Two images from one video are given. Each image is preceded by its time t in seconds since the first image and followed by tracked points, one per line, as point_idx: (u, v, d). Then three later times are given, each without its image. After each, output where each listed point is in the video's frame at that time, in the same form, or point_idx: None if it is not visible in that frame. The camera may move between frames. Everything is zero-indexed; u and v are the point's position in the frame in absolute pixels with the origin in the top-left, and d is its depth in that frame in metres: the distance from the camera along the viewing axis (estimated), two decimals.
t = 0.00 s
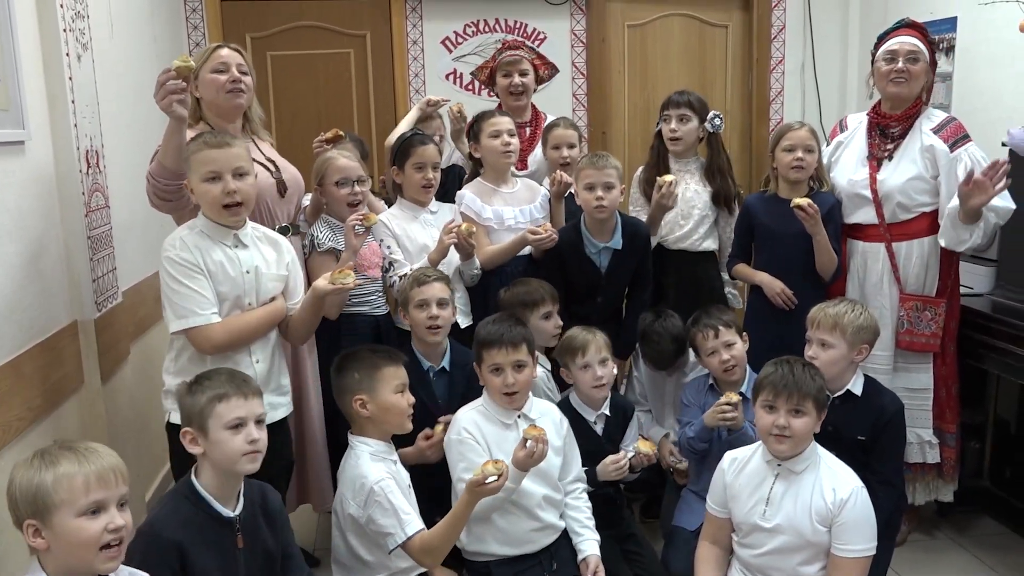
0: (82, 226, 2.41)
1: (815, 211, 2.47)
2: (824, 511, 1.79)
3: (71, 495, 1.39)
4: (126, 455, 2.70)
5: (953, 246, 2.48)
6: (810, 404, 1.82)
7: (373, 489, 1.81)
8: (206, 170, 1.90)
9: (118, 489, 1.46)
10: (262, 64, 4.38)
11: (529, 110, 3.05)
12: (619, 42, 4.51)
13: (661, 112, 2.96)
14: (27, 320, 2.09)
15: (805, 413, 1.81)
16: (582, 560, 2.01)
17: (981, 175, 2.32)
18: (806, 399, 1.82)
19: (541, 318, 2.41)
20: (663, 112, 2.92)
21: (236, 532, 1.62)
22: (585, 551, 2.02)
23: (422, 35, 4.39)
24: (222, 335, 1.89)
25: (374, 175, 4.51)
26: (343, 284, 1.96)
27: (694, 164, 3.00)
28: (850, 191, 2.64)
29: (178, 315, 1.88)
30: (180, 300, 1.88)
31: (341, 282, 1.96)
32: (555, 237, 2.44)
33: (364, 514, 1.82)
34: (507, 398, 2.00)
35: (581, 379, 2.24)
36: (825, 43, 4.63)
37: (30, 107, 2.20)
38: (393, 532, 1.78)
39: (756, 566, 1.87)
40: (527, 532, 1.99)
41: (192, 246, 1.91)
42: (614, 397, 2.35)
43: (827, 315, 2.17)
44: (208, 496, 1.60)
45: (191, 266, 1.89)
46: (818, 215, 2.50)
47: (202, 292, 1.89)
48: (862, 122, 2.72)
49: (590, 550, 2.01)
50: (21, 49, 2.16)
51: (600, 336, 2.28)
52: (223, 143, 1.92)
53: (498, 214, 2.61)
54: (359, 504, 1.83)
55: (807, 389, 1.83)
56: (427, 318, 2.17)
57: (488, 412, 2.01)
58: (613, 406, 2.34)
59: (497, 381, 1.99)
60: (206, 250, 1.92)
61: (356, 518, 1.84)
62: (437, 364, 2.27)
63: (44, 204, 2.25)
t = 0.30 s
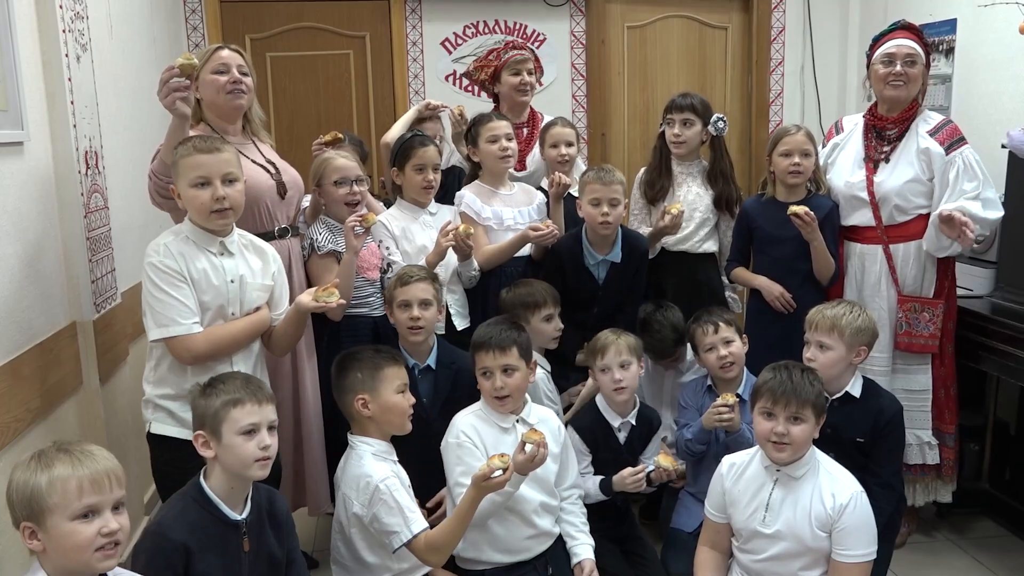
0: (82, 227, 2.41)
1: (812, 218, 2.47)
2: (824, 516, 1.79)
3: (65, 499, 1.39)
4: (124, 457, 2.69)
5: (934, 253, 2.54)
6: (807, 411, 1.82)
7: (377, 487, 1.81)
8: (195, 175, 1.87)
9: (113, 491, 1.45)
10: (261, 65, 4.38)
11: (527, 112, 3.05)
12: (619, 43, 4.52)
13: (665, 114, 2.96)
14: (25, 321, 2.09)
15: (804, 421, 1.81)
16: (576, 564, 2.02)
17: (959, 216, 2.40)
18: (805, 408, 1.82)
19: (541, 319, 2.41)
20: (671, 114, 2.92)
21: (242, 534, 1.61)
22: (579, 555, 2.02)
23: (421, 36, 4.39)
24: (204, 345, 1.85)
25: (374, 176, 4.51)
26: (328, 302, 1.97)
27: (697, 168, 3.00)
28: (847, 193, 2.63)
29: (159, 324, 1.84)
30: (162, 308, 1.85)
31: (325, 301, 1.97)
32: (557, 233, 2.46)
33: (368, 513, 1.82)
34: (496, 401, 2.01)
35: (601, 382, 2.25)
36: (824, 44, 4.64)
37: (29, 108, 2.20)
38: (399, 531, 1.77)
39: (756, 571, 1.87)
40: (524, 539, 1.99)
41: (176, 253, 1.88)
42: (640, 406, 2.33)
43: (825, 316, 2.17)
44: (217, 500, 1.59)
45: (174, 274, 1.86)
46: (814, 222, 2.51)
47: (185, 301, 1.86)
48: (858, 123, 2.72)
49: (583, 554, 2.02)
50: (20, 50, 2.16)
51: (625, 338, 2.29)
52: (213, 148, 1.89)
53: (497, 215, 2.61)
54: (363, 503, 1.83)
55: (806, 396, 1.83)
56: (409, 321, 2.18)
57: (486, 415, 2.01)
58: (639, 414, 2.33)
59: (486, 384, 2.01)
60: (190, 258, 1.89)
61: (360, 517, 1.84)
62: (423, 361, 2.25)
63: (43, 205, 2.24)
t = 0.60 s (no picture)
0: (80, 228, 2.40)
1: (808, 219, 2.48)
2: (824, 517, 1.79)
3: (70, 498, 1.39)
4: (122, 459, 2.69)
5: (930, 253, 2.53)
6: (804, 414, 1.81)
7: (379, 489, 1.80)
8: (181, 175, 1.85)
9: (117, 491, 1.44)
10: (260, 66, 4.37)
11: (525, 113, 3.05)
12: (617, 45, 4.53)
13: (665, 117, 2.96)
14: (23, 322, 2.08)
15: (802, 424, 1.81)
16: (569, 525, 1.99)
17: (958, 212, 2.40)
18: (802, 411, 1.81)
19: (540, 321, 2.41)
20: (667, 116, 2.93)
21: (243, 536, 1.60)
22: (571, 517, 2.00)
23: (420, 38, 4.39)
24: (200, 343, 1.84)
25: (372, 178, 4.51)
26: (318, 297, 1.94)
27: (696, 170, 3.00)
28: (843, 196, 2.64)
29: (152, 324, 1.83)
30: (153, 308, 1.84)
31: (314, 294, 1.94)
32: (557, 239, 2.46)
33: (368, 514, 1.81)
34: (521, 401, 1.99)
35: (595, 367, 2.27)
36: (822, 47, 4.65)
37: (27, 108, 2.20)
38: (399, 533, 1.77)
39: (756, 573, 1.87)
40: (530, 549, 2.00)
41: (163, 253, 1.87)
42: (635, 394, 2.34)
43: (824, 318, 2.17)
44: (218, 503, 1.59)
45: (163, 273, 1.85)
46: (810, 224, 2.52)
47: (176, 299, 1.85)
48: (854, 126, 2.73)
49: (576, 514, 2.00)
50: (19, 49, 2.16)
51: (624, 328, 2.30)
52: (199, 147, 1.87)
53: (496, 217, 2.61)
54: (363, 504, 1.82)
55: (803, 399, 1.82)
56: (404, 318, 2.16)
57: (505, 418, 2.00)
58: (634, 403, 2.33)
59: (513, 382, 1.99)
60: (178, 257, 1.88)
61: (359, 518, 1.83)
62: (416, 365, 2.23)
63: (41, 206, 2.23)
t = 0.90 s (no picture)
0: (78, 230, 2.40)
1: (805, 213, 2.47)
2: (824, 517, 1.79)
3: (62, 499, 1.38)
4: (121, 461, 2.68)
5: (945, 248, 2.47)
6: (805, 413, 1.81)
7: (380, 491, 1.80)
8: (181, 175, 1.84)
9: (109, 492, 1.44)
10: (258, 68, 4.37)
11: (524, 116, 3.05)
12: (616, 47, 4.54)
13: (663, 119, 2.96)
14: (21, 324, 2.08)
15: (802, 423, 1.81)
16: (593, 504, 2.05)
17: (978, 182, 2.36)
18: (804, 410, 1.81)
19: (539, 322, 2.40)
20: (664, 119, 2.93)
21: (240, 539, 1.60)
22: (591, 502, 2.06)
23: (419, 40, 4.39)
24: (200, 343, 1.84)
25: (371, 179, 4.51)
26: (307, 305, 1.95)
27: (694, 172, 3.00)
28: (841, 197, 2.64)
29: (149, 327, 1.82)
30: (150, 311, 1.82)
31: (304, 302, 1.95)
32: (553, 237, 2.45)
33: (368, 515, 1.81)
34: (547, 399, 1.98)
35: (583, 375, 2.25)
36: (821, 48, 4.64)
37: (26, 110, 2.20)
38: (398, 536, 1.77)
39: (756, 573, 1.86)
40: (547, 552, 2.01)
41: (155, 255, 1.85)
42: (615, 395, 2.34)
43: (822, 319, 2.17)
44: (214, 506, 1.58)
45: (157, 275, 1.83)
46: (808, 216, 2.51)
47: (171, 300, 1.84)
48: (851, 128, 2.73)
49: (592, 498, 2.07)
50: (18, 52, 2.16)
51: (606, 332, 2.28)
52: (197, 149, 1.88)
53: (495, 218, 2.61)
54: (364, 506, 1.82)
55: (805, 398, 1.82)
56: (403, 323, 2.16)
57: (528, 421, 1.99)
58: (614, 404, 2.33)
59: (540, 382, 1.97)
60: (171, 258, 1.87)
61: (359, 520, 1.83)
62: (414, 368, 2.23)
63: (39, 208, 2.24)
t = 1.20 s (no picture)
0: (79, 231, 2.40)
1: (803, 211, 2.46)
2: (826, 517, 1.79)
3: (64, 500, 1.38)
4: (121, 462, 2.68)
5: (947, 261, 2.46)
6: (807, 412, 1.81)
7: (384, 490, 1.80)
8: (206, 173, 1.86)
9: (111, 494, 1.44)
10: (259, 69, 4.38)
11: (525, 118, 3.05)
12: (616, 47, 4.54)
13: (665, 120, 2.96)
14: (21, 325, 2.07)
15: (805, 422, 1.81)
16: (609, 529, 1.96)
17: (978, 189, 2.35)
18: (806, 409, 1.81)
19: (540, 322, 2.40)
20: (672, 119, 2.91)
21: (239, 541, 1.60)
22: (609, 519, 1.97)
23: (418, 40, 4.39)
24: (203, 346, 1.84)
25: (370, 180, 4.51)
26: (308, 308, 1.95)
27: (695, 172, 3.00)
28: (840, 198, 2.65)
29: (152, 333, 1.80)
30: (151, 318, 1.81)
31: (306, 305, 1.95)
32: (552, 238, 2.44)
33: (371, 514, 1.81)
34: (524, 388, 1.97)
35: (582, 377, 2.24)
36: (821, 48, 4.64)
37: (26, 112, 2.20)
38: (401, 534, 1.77)
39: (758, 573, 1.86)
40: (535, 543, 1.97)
41: (152, 260, 1.84)
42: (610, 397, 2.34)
43: (818, 321, 2.16)
44: (213, 507, 1.58)
45: (155, 281, 1.82)
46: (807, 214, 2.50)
47: (172, 305, 1.82)
48: (852, 128, 2.72)
49: (612, 516, 1.97)
50: (17, 53, 2.16)
51: (602, 335, 2.28)
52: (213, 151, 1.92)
53: (496, 218, 2.60)
54: (367, 504, 1.81)
55: (806, 397, 1.82)
56: (411, 323, 2.16)
57: (508, 411, 1.98)
58: (608, 404, 2.33)
59: (516, 371, 1.97)
60: (167, 262, 1.85)
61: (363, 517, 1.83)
62: (422, 364, 2.23)
63: (39, 209, 2.24)
